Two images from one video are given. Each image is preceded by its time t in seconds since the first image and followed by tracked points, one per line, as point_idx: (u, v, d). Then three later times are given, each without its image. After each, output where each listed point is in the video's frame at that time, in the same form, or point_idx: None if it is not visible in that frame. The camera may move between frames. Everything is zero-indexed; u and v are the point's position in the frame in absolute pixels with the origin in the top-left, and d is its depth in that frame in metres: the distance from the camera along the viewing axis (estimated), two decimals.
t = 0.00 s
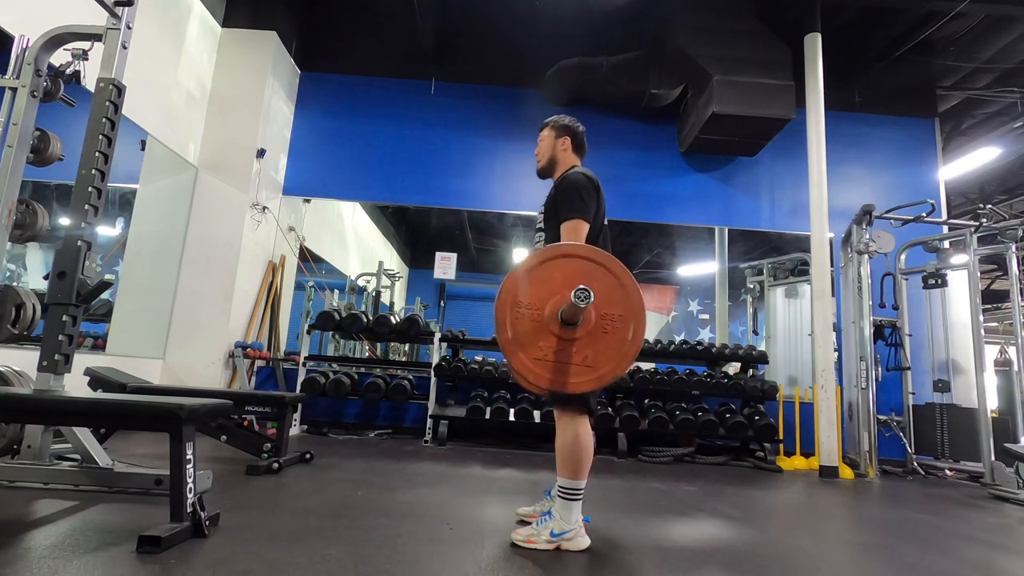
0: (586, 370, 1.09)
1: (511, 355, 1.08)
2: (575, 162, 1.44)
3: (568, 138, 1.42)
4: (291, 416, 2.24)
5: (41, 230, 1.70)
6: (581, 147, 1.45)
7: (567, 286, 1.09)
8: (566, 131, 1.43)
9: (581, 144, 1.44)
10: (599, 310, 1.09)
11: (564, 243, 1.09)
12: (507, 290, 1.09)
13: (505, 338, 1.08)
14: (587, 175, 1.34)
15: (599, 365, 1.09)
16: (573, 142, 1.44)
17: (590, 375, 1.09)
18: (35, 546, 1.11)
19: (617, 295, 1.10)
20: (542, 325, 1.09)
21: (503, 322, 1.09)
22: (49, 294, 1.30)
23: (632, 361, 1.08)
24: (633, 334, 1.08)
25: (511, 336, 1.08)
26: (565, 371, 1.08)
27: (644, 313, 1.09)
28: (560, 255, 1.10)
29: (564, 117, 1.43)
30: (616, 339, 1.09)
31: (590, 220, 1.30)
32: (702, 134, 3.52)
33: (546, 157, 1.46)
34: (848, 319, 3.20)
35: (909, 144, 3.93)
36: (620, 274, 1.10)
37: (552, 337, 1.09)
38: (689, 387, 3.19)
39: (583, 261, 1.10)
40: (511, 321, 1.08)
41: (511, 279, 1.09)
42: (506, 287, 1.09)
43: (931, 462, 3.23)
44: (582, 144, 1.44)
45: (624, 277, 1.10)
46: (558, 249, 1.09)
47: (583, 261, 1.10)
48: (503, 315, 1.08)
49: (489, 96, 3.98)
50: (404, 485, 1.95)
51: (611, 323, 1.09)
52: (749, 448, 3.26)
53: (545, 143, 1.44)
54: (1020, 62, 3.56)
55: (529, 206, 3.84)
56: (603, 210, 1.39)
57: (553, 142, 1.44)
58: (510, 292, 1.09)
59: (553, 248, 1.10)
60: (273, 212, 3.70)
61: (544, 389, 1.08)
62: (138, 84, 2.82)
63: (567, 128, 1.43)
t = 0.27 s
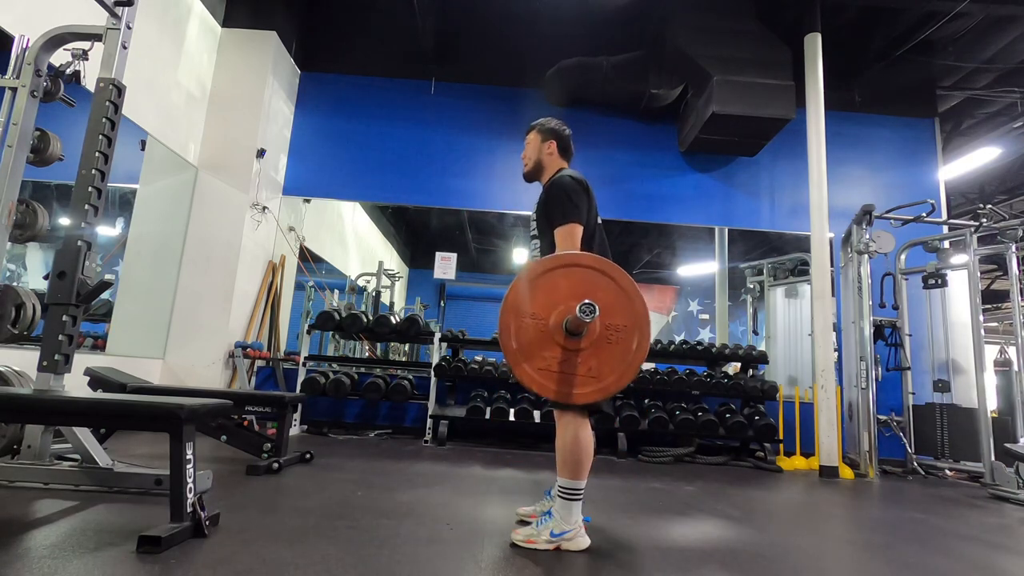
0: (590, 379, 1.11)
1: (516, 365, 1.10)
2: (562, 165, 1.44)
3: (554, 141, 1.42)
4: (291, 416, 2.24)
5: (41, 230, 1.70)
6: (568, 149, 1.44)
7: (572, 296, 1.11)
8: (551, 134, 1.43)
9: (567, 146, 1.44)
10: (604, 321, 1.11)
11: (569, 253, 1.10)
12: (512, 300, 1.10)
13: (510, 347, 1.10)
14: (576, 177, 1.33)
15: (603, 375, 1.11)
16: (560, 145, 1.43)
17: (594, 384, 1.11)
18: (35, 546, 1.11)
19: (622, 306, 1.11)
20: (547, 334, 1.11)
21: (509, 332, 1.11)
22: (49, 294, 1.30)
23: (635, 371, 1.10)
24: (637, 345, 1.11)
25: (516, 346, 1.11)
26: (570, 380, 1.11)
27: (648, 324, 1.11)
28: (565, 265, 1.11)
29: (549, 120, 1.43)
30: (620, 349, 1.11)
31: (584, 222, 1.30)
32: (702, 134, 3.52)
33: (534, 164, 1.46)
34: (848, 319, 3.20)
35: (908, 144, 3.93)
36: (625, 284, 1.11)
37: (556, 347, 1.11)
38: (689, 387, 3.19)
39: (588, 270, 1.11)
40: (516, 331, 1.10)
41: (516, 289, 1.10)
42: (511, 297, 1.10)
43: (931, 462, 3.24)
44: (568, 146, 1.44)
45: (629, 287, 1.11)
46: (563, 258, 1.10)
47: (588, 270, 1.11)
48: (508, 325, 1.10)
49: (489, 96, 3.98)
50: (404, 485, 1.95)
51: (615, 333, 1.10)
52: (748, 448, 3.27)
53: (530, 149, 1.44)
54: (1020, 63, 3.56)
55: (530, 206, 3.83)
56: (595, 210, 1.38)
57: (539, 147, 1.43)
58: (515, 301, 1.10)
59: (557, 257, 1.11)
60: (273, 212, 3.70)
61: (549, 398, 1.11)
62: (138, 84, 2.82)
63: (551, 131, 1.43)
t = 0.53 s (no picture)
0: (592, 394, 1.08)
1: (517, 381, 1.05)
2: (552, 171, 1.43)
3: (542, 148, 1.41)
4: (291, 416, 2.24)
5: (41, 230, 1.70)
6: (557, 155, 1.43)
7: (572, 309, 1.09)
8: (540, 140, 1.41)
9: (557, 151, 1.43)
10: (605, 333, 1.08)
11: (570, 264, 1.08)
12: (511, 313, 1.06)
13: (510, 362, 1.06)
14: (566, 183, 1.33)
15: (605, 389, 1.08)
16: (548, 152, 1.42)
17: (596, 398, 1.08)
18: (35, 546, 1.11)
19: (622, 317, 1.10)
20: (547, 348, 1.08)
21: (508, 346, 1.07)
22: (49, 294, 1.30)
23: (638, 385, 1.08)
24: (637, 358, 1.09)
25: (516, 361, 1.06)
26: (572, 395, 1.07)
27: (649, 336, 1.09)
28: (564, 277, 1.09)
29: (538, 125, 1.41)
30: (621, 362, 1.09)
31: (577, 227, 1.30)
32: (702, 135, 3.52)
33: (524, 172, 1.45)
34: (848, 319, 3.20)
35: (908, 144, 3.93)
36: (625, 296, 1.09)
37: (557, 361, 1.07)
38: (689, 387, 3.19)
39: (588, 282, 1.09)
40: (516, 345, 1.06)
41: (516, 301, 1.07)
42: (510, 310, 1.06)
43: (931, 462, 3.23)
44: (557, 152, 1.42)
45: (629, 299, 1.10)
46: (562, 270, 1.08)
47: (588, 282, 1.09)
48: (508, 339, 1.07)
49: (489, 96, 3.99)
50: (404, 485, 1.95)
51: (616, 346, 1.08)
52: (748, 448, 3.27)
53: (519, 156, 1.43)
54: (1020, 63, 3.56)
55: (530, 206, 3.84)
56: (587, 214, 1.38)
57: (527, 154, 1.42)
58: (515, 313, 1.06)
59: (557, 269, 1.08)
60: (273, 212, 3.70)
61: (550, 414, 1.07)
62: (138, 84, 2.81)
63: (538, 137, 1.41)
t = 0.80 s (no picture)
0: (593, 406, 1.08)
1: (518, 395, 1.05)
2: (542, 179, 1.42)
3: (531, 157, 1.41)
4: (291, 416, 2.24)
5: (40, 230, 1.70)
6: (546, 163, 1.42)
7: (572, 321, 1.08)
8: (529, 149, 1.41)
9: (546, 160, 1.42)
10: (604, 346, 1.08)
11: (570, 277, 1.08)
12: (510, 326, 1.06)
13: (510, 376, 1.05)
14: (558, 191, 1.32)
15: (605, 401, 1.08)
16: (538, 160, 1.42)
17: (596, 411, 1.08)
18: (35, 546, 1.11)
19: (622, 330, 1.09)
20: (547, 360, 1.08)
21: (508, 359, 1.06)
22: (49, 294, 1.30)
23: (638, 397, 1.08)
24: (638, 371, 1.08)
25: (516, 375, 1.06)
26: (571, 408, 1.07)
27: (649, 349, 1.09)
28: (563, 289, 1.08)
29: (527, 134, 1.41)
30: (621, 374, 1.09)
31: (572, 235, 1.28)
32: (702, 134, 3.52)
33: (515, 182, 1.45)
34: (848, 319, 3.20)
35: (908, 144, 3.93)
36: (625, 308, 1.09)
37: (557, 374, 1.07)
38: (689, 387, 3.19)
39: (587, 294, 1.09)
40: (516, 358, 1.06)
41: (515, 315, 1.06)
42: (509, 324, 1.06)
43: (931, 462, 3.23)
44: (546, 160, 1.42)
45: (629, 311, 1.10)
46: (561, 283, 1.07)
47: (587, 295, 1.09)
48: (507, 353, 1.06)
49: (489, 96, 3.99)
50: (403, 485, 1.94)
51: (616, 358, 1.09)
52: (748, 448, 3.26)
53: (509, 166, 1.43)
54: (1020, 62, 3.56)
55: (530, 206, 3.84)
56: (581, 221, 1.37)
57: (517, 164, 1.42)
58: (514, 327, 1.06)
59: (557, 281, 1.08)
60: (273, 213, 3.70)
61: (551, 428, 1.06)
62: (138, 84, 2.81)
63: (527, 146, 1.41)
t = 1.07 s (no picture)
0: (595, 418, 1.08)
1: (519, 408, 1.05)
2: (535, 189, 1.42)
3: (523, 168, 1.40)
4: (291, 416, 2.24)
5: (40, 229, 1.70)
6: (538, 173, 1.42)
7: (572, 333, 1.08)
8: (520, 160, 1.41)
9: (537, 170, 1.42)
10: (605, 357, 1.09)
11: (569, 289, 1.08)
12: (511, 339, 1.06)
13: (511, 389, 1.06)
14: (553, 201, 1.31)
15: (608, 413, 1.08)
16: (529, 171, 1.41)
17: (599, 422, 1.08)
18: (35, 546, 1.11)
19: (622, 341, 1.10)
20: (548, 373, 1.08)
21: (509, 373, 1.06)
22: (49, 294, 1.30)
23: (640, 407, 1.08)
24: (639, 381, 1.09)
25: (517, 388, 1.06)
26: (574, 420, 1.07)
27: (650, 359, 1.09)
28: (563, 301, 1.08)
29: (517, 145, 1.40)
30: (623, 385, 1.09)
31: (569, 243, 1.27)
32: (702, 134, 3.52)
33: (507, 194, 1.45)
34: (848, 319, 3.20)
35: (908, 144, 3.93)
36: (625, 319, 1.09)
37: (558, 386, 1.07)
38: (689, 387, 3.19)
39: (586, 305, 1.09)
40: (517, 372, 1.06)
41: (515, 328, 1.06)
42: (510, 337, 1.06)
43: (931, 462, 3.23)
44: (538, 170, 1.42)
45: (629, 321, 1.10)
46: (561, 295, 1.07)
47: (587, 306, 1.09)
48: (508, 366, 1.06)
49: (489, 96, 3.99)
50: (403, 485, 1.94)
51: (617, 369, 1.09)
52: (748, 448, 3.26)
53: (501, 178, 1.43)
54: (1020, 62, 3.55)
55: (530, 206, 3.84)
56: (578, 227, 1.36)
57: (509, 176, 1.42)
58: (514, 340, 1.06)
59: (556, 293, 1.08)
60: (273, 213, 3.70)
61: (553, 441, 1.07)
62: (138, 84, 2.81)
63: (518, 158, 1.41)
